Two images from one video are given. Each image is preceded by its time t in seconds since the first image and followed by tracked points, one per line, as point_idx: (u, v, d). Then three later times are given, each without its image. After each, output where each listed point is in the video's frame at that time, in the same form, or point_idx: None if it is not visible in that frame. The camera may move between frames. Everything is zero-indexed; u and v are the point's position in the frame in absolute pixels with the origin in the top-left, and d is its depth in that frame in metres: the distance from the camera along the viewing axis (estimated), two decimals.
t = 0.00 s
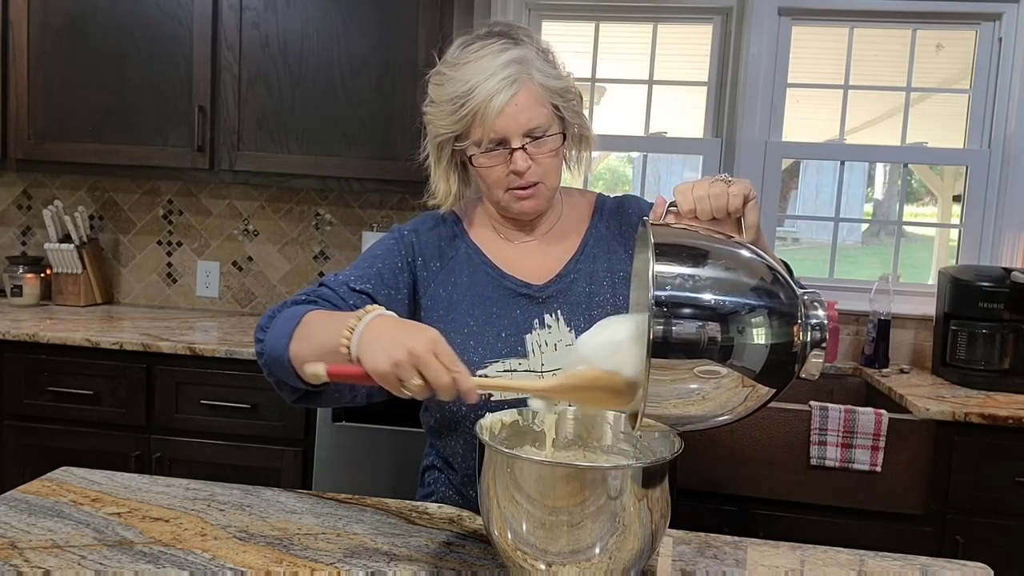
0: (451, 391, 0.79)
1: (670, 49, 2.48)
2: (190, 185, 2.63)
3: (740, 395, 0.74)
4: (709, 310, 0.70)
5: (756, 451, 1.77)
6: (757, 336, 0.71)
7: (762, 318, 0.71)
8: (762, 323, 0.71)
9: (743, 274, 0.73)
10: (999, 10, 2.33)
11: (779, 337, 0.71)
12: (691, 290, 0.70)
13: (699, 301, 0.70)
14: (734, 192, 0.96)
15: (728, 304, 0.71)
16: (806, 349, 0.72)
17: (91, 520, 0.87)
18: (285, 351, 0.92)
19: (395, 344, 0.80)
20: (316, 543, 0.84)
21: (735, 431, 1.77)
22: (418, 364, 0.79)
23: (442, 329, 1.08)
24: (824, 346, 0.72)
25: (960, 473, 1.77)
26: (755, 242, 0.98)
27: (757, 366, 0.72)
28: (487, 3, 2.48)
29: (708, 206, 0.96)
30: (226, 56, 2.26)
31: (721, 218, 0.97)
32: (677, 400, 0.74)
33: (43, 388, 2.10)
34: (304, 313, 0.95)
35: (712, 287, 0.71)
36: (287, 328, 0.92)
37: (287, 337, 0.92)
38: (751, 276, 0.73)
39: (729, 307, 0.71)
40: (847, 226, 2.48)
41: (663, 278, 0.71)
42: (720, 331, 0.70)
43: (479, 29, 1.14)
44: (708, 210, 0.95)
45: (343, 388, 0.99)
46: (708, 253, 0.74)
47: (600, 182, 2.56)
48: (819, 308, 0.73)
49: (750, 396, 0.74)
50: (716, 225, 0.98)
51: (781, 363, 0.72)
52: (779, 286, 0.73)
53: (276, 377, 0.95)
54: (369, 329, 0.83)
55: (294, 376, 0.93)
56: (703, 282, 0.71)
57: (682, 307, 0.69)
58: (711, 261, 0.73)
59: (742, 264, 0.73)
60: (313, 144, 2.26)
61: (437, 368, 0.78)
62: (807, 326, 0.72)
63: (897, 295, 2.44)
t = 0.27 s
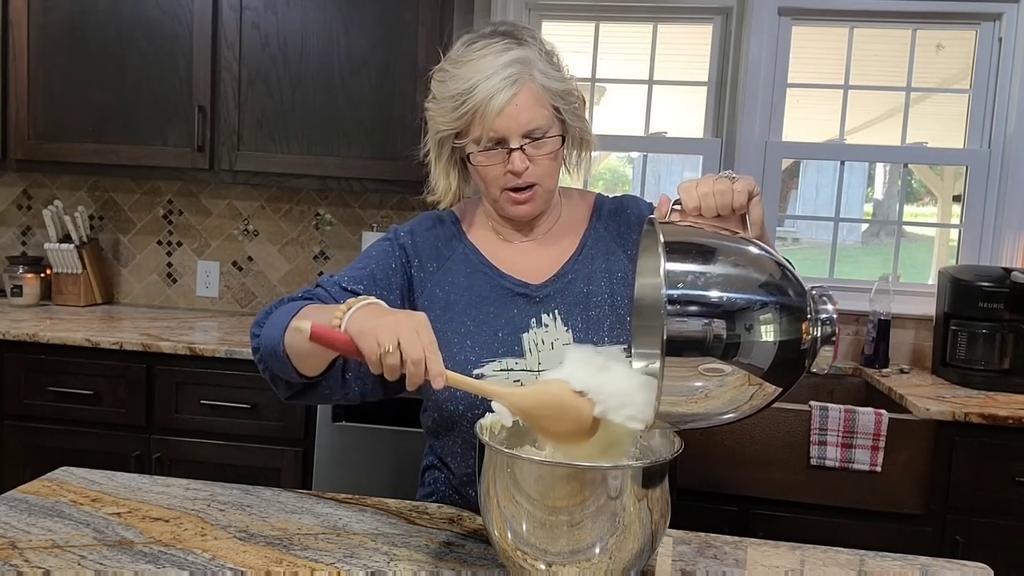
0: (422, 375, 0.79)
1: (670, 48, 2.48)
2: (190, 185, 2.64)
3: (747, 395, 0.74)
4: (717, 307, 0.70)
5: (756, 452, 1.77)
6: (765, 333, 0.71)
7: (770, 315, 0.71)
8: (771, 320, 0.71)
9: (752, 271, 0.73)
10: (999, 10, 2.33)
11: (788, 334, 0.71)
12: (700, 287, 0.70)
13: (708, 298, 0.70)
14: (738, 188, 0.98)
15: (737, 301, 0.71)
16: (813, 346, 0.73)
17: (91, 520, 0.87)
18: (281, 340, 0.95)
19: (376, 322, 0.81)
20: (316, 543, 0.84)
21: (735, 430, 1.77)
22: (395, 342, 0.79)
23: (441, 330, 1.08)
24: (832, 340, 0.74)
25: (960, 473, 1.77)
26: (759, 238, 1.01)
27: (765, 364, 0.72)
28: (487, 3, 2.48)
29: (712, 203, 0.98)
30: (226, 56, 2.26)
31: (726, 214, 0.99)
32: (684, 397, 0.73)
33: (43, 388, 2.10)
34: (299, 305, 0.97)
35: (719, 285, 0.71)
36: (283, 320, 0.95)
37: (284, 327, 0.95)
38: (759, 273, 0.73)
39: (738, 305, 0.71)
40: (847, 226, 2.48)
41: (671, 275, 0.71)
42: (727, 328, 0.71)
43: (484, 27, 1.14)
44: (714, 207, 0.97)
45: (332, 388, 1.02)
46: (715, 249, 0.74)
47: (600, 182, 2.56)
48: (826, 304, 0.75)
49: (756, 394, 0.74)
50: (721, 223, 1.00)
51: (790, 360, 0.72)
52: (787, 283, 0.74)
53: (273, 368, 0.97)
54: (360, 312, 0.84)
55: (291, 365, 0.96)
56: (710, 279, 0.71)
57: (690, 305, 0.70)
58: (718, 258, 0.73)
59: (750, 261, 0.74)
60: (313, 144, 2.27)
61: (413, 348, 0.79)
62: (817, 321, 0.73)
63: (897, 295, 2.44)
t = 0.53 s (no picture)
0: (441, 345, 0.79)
1: (671, 48, 2.48)
2: (190, 186, 2.63)
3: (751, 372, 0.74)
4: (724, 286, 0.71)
5: (756, 452, 1.77)
6: (772, 313, 0.72)
7: (778, 294, 0.72)
8: (778, 300, 0.72)
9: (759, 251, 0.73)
10: (999, 10, 2.33)
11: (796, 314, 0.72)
12: (708, 265, 0.71)
13: (717, 275, 0.71)
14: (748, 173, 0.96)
15: (744, 280, 0.71)
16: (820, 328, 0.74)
17: (91, 520, 0.87)
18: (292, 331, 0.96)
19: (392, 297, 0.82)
20: (315, 543, 0.84)
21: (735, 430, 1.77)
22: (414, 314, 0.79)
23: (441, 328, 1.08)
24: (839, 323, 0.75)
25: (960, 473, 1.77)
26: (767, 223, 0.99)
27: (771, 343, 0.73)
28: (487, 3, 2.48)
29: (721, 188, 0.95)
30: (226, 56, 2.26)
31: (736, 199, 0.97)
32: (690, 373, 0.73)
33: (43, 388, 2.10)
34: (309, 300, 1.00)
35: (727, 263, 0.71)
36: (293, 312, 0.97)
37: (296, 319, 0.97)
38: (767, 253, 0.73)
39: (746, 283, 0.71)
40: (847, 226, 2.48)
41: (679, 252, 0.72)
42: (734, 307, 0.71)
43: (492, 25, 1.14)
44: (724, 190, 0.95)
45: (334, 389, 1.04)
46: (721, 228, 0.74)
47: (600, 183, 2.56)
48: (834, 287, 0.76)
49: (759, 373, 0.74)
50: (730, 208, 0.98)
51: (797, 340, 0.73)
52: (795, 264, 0.74)
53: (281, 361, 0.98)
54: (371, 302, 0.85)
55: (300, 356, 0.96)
56: (718, 257, 0.71)
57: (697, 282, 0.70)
58: (725, 237, 0.73)
59: (757, 241, 0.74)
60: (313, 144, 2.27)
61: (430, 317, 0.80)
62: (824, 304, 0.73)
63: (897, 295, 2.44)
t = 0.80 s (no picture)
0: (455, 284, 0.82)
1: (671, 48, 2.48)
2: (190, 186, 2.63)
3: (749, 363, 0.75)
4: (721, 279, 0.71)
5: (756, 452, 1.77)
6: (769, 306, 0.71)
7: (774, 287, 0.71)
8: (774, 293, 0.71)
9: (755, 244, 0.72)
10: (999, 10, 2.33)
11: (793, 308, 0.71)
12: (704, 257, 0.71)
13: (714, 268, 0.71)
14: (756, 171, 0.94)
15: (740, 272, 0.71)
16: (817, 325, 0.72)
17: (91, 520, 0.87)
18: (295, 311, 0.97)
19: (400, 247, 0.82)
20: (315, 543, 0.84)
21: (735, 430, 1.77)
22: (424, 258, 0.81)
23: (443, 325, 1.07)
24: (831, 325, 0.72)
25: (960, 473, 1.77)
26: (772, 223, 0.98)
27: (768, 335, 0.72)
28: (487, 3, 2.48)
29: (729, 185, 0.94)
30: (226, 56, 2.26)
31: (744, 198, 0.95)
32: (692, 362, 0.75)
33: (43, 388, 2.10)
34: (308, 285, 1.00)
35: (725, 255, 0.71)
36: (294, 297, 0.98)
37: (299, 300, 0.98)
38: (763, 247, 0.72)
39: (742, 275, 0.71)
40: (847, 226, 2.48)
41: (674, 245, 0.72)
42: (729, 298, 0.72)
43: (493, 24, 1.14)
44: (731, 185, 0.94)
45: (341, 378, 1.07)
46: (719, 220, 0.73)
47: (600, 182, 2.56)
48: (832, 287, 0.72)
49: (755, 364, 0.74)
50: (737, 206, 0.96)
51: (793, 333, 0.72)
52: (790, 259, 0.72)
53: (284, 347, 0.99)
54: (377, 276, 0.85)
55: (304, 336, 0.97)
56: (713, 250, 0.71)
57: (696, 274, 0.71)
58: (722, 229, 0.73)
59: (753, 234, 0.73)
60: (313, 144, 2.27)
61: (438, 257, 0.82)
62: (817, 305, 0.71)
63: (897, 295, 2.44)
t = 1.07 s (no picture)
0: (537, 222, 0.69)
1: (671, 48, 2.48)
2: (190, 185, 2.63)
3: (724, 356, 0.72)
4: (696, 277, 0.69)
5: (756, 452, 1.77)
6: (739, 305, 0.69)
7: (744, 288, 0.69)
8: (744, 293, 0.69)
9: (727, 243, 0.71)
10: (999, 10, 2.32)
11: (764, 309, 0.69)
12: (679, 254, 0.69)
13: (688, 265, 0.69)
14: (742, 176, 0.93)
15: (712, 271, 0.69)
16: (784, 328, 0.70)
17: (91, 520, 0.87)
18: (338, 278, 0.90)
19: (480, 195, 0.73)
20: (315, 543, 0.84)
21: (735, 430, 1.77)
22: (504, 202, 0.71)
23: (445, 323, 1.08)
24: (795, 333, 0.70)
25: (960, 473, 1.77)
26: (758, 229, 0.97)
27: (740, 333, 0.70)
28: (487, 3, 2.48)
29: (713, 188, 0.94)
30: (226, 56, 2.26)
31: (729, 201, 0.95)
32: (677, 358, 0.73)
33: (43, 388, 2.10)
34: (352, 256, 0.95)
35: (700, 254, 0.70)
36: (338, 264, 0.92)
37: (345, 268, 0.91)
38: (734, 246, 0.71)
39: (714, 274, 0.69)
40: (847, 226, 2.48)
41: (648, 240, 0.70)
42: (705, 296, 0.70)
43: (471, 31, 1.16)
44: (716, 188, 0.93)
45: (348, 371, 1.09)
46: (693, 219, 0.71)
47: (600, 182, 2.56)
48: (798, 295, 0.70)
49: (731, 359, 0.72)
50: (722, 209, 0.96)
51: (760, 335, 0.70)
52: (761, 261, 0.70)
53: (316, 317, 0.92)
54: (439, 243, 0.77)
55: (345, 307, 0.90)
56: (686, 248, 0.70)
57: (673, 272, 0.69)
58: (695, 226, 0.71)
59: (725, 234, 0.71)
60: (313, 144, 2.27)
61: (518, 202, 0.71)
62: (780, 309, 0.69)
63: (897, 295, 2.44)
